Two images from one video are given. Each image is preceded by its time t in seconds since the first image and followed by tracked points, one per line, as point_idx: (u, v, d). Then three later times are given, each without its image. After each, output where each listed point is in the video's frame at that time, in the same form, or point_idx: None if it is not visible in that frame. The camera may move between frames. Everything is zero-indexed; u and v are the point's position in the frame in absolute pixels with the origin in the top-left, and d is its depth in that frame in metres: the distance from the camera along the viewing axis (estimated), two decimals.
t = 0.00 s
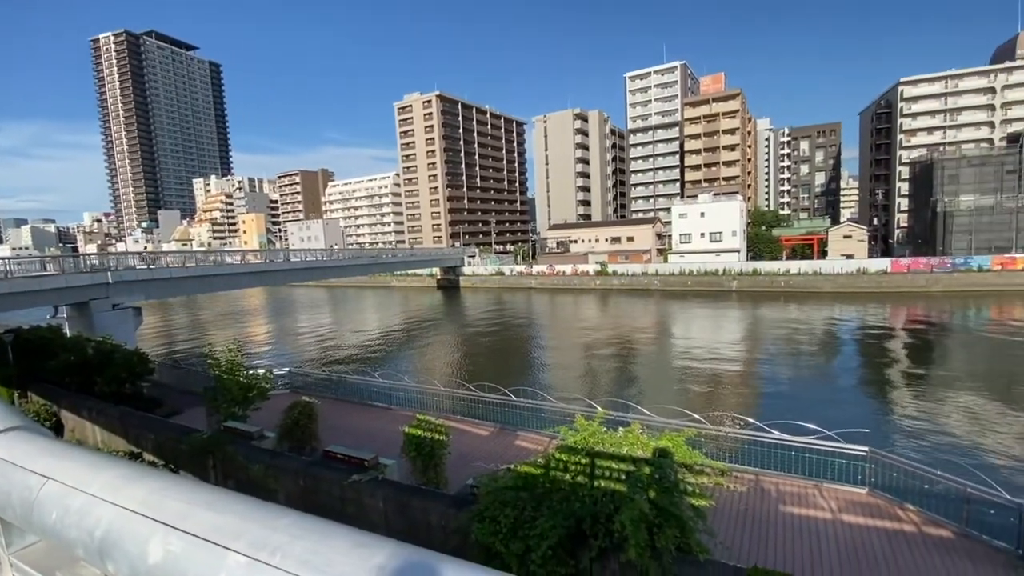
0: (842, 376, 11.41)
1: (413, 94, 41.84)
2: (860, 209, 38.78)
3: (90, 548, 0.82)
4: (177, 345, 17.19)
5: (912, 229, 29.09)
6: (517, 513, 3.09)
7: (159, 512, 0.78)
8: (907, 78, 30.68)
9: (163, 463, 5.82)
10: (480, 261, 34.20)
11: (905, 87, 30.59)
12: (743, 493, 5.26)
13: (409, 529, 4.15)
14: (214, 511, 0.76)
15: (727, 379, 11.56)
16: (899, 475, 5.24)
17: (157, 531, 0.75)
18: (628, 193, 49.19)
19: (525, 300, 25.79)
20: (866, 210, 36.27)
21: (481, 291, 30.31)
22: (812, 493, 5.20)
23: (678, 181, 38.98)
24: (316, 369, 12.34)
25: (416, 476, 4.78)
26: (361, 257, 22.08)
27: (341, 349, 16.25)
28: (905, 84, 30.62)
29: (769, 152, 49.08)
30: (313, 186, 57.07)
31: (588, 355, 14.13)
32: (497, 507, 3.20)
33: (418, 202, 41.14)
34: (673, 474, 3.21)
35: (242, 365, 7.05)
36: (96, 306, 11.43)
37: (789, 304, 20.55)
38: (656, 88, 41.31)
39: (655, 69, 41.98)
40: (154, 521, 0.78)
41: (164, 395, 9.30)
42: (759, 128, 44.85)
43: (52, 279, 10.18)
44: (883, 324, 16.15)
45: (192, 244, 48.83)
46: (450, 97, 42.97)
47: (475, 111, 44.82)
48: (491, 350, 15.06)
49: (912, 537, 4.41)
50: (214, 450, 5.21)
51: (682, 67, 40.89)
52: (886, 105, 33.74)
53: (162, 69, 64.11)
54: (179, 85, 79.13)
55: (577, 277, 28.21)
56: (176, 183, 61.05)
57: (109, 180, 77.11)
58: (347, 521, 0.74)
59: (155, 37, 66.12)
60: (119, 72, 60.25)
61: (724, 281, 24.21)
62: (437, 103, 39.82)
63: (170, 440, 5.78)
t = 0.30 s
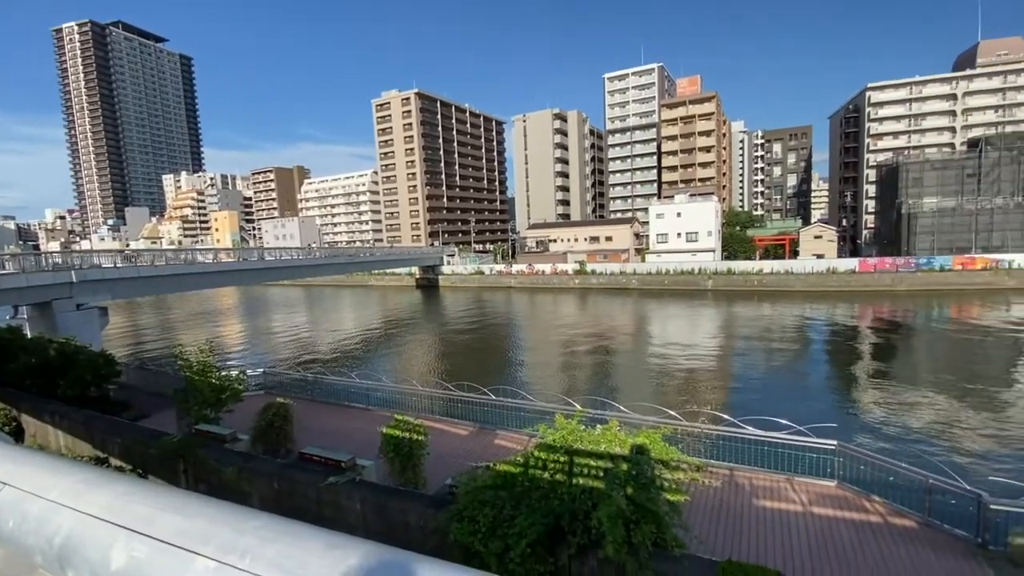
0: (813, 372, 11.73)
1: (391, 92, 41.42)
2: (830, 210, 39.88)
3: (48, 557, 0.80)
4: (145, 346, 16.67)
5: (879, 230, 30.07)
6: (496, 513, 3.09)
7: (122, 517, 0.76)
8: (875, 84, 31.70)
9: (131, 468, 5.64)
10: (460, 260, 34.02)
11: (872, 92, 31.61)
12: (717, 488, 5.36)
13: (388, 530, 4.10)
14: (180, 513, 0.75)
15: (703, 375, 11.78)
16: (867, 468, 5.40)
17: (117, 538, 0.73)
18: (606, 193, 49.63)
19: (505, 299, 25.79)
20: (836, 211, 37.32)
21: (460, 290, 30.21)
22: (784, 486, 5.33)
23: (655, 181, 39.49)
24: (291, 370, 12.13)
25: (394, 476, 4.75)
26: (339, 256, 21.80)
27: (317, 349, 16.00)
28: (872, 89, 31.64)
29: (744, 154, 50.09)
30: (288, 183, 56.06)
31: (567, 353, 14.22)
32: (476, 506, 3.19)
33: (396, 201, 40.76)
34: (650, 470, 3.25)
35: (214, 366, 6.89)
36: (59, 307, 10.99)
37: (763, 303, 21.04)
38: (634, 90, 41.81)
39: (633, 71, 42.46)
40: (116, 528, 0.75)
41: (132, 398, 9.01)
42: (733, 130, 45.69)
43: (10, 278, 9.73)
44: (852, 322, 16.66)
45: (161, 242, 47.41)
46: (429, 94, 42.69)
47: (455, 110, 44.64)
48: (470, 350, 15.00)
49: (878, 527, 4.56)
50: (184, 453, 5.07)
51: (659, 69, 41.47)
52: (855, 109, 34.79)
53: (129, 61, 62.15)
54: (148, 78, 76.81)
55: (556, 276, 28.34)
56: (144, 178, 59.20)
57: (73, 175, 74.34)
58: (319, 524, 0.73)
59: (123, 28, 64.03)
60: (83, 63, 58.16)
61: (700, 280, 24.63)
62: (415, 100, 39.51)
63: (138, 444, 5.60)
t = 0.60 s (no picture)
0: (784, 368, 12.04)
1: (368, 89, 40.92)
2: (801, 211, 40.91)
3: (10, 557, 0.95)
4: (110, 348, 16.06)
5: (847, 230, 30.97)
6: (475, 512, 3.07)
7: (79, 523, 0.91)
8: (843, 89, 32.66)
9: (96, 474, 5.45)
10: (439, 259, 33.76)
11: (841, 97, 32.60)
12: (693, 483, 5.45)
13: (365, 533, 4.05)
14: (145, 521, 0.90)
15: (678, 373, 11.98)
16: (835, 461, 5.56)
17: (78, 541, 0.89)
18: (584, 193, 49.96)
19: (485, 298, 25.72)
20: (807, 212, 38.29)
21: (439, 289, 30.02)
22: (756, 480, 5.46)
23: (633, 181, 39.92)
24: (265, 371, 11.86)
25: (371, 478, 4.69)
26: (315, 255, 21.46)
27: (292, 350, 15.70)
28: (841, 94, 32.63)
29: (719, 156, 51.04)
30: (262, 181, 54.88)
31: (545, 352, 14.27)
32: (455, 506, 3.17)
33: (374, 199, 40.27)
34: (627, 466, 3.27)
35: (185, 368, 6.72)
36: (18, 307, 10.41)
37: (737, 301, 21.47)
38: (612, 91, 42.22)
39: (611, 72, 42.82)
40: (75, 533, 0.90)
41: (97, 402, 8.70)
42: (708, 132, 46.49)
43: None
44: (822, 320, 17.12)
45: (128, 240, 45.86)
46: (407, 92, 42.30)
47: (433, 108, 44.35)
48: (449, 349, 14.91)
49: (846, 518, 4.70)
50: (153, 459, 4.92)
51: (637, 70, 41.91)
52: (824, 113, 35.76)
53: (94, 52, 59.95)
54: (114, 71, 74.24)
55: (536, 276, 28.40)
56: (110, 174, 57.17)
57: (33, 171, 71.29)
58: (284, 530, 0.88)
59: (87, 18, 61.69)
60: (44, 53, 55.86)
61: (676, 279, 25.00)
62: (393, 97, 39.08)
63: (104, 449, 5.41)
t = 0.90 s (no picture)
0: (756, 364, 12.34)
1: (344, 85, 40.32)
2: (772, 211, 41.92)
3: None
4: (72, 350, 15.49)
5: (816, 231, 31.84)
6: (453, 512, 3.06)
7: (34, 534, 0.94)
8: (813, 93, 33.53)
9: (57, 482, 5.26)
10: (417, 258, 33.44)
11: (810, 101, 33.51)
12: (668, 479, 5.54)
13: (341, 536, 3.99)
14: (99, 530, 0.91)
15: (654, 370, 12.16)
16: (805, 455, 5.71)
17: (31, 551, 0.91)
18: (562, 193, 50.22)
19: (463, 297, 25.64)
20: (778, 213, 39.24)
21: (416, 288, 29.78)
22: (730, 475, 5.58)
23: (610, 181, 40.29)
24: (237, 373, 11.58)
25: (347, 479, 4.63)
26: (289, 254, 21.07)
27: (265, 351, 15.40)
28: (811, 98, 33.51)
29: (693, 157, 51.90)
30: (233, 178, 53.61)
31: (524, 350, 14.29)
32: (433, 506, 3.14)
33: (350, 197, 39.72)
34: (604, 463, 3.30)
35: (152, 370, 6.52)
36: None
37: (711, 300, 21.87)
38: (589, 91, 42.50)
39: (588, 72, 43.10)
40: (31, 543, 0.93)
41: (58, 407, 8.36)
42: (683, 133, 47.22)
43: None
44: (793, 318, 17.59)
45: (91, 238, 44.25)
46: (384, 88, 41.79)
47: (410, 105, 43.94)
48: (427, 349, 14.80)
49: (814, 510, 4.84)
50: (118, 465, 4.76)
51: (614, 71, 42.26)
52: (795, 116, 36.68)
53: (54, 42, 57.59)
54: (76, 62, 71.44)
55: (514, 275, 28.44)
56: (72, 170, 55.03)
57: None
58: (247, 534, 0.91)
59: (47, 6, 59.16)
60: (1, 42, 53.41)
61: (652, 278, 25.37)
62: (370, 94, 38.55)
63: (65, 455, 5.21)
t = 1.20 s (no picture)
0: (728, 361, 12.62)
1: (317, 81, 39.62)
2: (743, 212, 42.87)
3: None
4: (30, 353, 14.87)
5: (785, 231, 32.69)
6: (430, 512, 3.04)
7: None
8: (783, 96, 34.40)
9: (12, 492, 5.02)
10: (393, 258, 33.09)
11: (780, 104, 34.37)
12: (643, 474, 5.61)
13: (315, 540, 3.92)
14: (55, 539, 0.89)
15: (630, 368, 12.31)
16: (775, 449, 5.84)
17: None
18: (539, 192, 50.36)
19: (440, 297, 25.51)
20: (749, 213, 40.16)
21: (392, 288, 29.48)
22: (703, 470, 5.67)
23: (586, 181, 40.59)
24: (207, 376, 11.29)
25: (321, 483, 4.54)
26: (260, 253, 20.57)
27: (236, 352, 15.03)
28: (780, 101, 34.38)
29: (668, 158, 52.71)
30: (202, 174, 52.17)
31: (501, 350, 14.29)
32: (409, 508, 3.12)
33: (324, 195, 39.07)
34: (581, 461, 3.32)
35: (116, 373, 6.30)
36: None
37: (685, 298, 22.25)
38: (566, 92, 42.76)
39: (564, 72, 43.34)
40: None
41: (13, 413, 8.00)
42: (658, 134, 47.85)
43: None
44: (763, 316, 18.03)
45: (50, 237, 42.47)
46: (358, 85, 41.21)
47: (385, 102, 43.47)
48: (403, 349, 14.65)
49: (784, 502, 4.97)
50: (80, 472, 4.58)
51: (590, 72, 42.59)
52: (765, 119, 37.58)
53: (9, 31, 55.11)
54: (33, 52, 68.48)
55: (491, 275, 28.40)
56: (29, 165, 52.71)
57: None
58: (215, 540, 0.89)
59: None
60: None
61: (628, 277, 25.66)
62: (344, 90, 37.96)
63: (22, 463, 4.99)
